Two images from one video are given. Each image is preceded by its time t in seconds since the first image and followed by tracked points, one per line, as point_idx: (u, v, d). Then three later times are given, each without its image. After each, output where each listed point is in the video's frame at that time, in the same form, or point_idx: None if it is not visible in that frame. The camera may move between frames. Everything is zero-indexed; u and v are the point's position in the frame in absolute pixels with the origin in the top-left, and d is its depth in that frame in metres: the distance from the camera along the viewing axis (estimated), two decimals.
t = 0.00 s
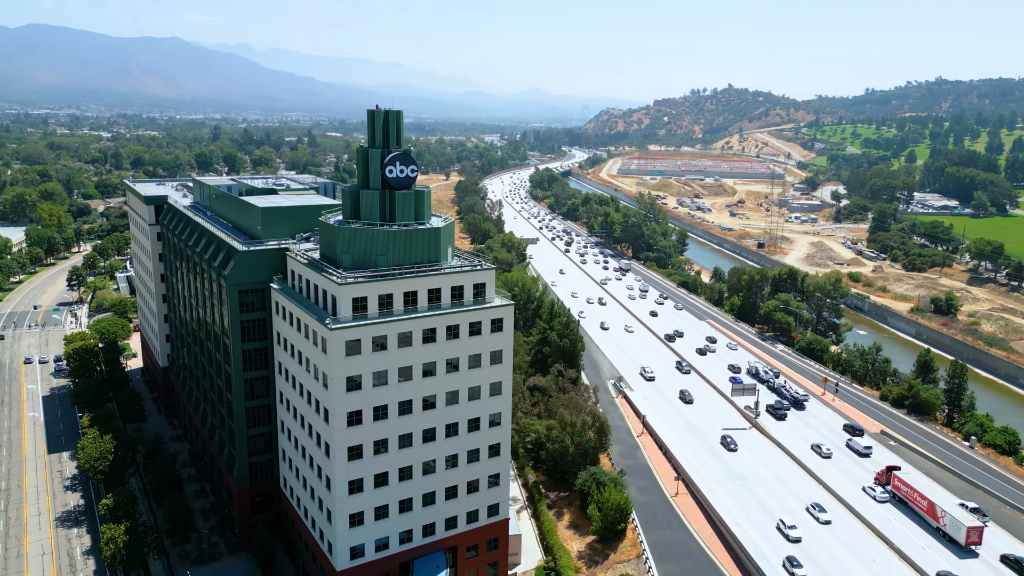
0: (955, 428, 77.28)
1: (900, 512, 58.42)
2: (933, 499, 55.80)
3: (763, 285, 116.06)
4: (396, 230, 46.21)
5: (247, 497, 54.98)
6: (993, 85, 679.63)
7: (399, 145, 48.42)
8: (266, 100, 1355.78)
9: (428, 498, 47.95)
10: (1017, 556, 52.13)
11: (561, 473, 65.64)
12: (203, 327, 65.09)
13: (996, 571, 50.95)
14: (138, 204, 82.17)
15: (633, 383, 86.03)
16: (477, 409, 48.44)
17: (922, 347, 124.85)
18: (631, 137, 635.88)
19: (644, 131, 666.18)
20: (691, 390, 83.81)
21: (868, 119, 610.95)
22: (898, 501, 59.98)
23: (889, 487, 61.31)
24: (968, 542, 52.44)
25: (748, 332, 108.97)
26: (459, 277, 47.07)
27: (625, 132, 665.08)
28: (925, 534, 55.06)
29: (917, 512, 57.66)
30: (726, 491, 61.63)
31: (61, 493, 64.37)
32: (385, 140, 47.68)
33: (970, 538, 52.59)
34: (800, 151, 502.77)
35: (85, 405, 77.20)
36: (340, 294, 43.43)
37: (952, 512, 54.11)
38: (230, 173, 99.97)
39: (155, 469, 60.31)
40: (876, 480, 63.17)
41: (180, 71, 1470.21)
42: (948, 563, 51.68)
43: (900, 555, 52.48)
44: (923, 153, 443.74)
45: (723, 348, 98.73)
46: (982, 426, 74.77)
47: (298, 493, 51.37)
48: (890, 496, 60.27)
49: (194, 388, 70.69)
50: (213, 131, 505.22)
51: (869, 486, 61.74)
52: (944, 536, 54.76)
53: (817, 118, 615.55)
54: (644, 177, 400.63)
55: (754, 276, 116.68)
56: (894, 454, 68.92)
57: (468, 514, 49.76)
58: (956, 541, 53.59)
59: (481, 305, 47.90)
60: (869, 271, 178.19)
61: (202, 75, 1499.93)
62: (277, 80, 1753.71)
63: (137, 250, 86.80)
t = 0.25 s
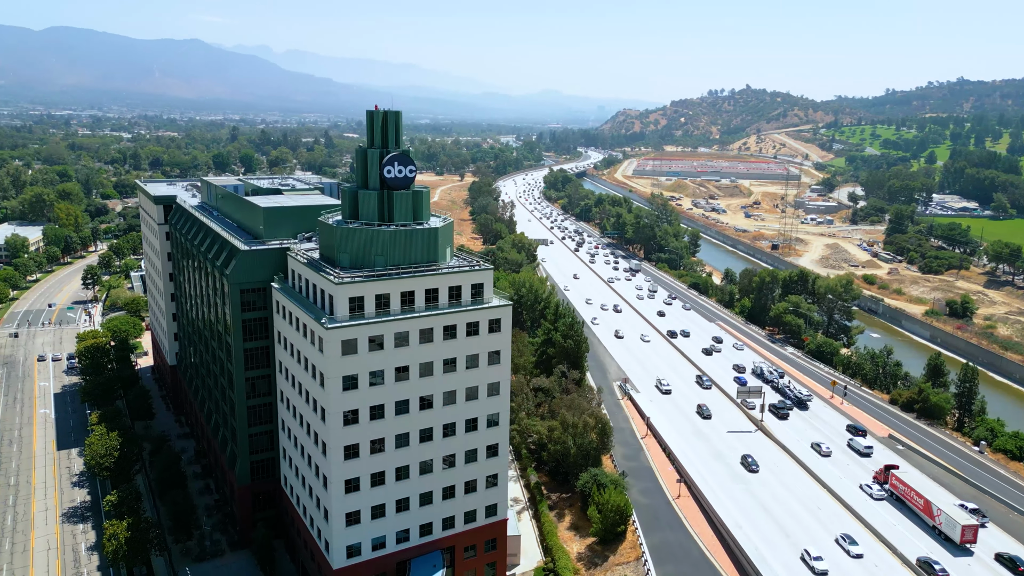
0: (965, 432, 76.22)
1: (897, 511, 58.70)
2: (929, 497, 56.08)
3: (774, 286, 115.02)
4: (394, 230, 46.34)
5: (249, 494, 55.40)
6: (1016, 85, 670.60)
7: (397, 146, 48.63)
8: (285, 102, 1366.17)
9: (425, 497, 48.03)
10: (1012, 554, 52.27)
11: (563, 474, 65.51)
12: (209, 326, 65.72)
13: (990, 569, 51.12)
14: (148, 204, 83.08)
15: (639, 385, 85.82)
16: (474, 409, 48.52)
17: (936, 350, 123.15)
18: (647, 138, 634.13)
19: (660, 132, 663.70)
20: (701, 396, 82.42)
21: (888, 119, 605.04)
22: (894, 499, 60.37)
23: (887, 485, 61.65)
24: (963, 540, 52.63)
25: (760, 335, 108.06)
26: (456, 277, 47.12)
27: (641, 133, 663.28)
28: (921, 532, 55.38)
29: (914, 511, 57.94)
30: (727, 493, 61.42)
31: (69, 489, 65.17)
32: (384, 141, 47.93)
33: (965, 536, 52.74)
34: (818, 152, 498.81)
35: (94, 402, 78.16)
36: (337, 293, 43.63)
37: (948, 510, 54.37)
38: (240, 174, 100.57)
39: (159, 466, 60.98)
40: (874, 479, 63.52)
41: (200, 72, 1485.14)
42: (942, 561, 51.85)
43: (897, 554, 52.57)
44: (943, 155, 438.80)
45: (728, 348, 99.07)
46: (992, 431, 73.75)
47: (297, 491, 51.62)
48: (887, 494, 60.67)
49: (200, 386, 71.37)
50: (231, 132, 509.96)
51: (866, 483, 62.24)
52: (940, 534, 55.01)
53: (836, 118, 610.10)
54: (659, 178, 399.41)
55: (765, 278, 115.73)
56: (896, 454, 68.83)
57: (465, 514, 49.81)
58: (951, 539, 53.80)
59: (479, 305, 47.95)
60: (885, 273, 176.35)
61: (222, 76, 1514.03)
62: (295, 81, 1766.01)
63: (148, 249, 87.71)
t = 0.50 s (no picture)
0: (975, 437, 75.13)
1: (894, 509, 59.14)
2: (925, 496, 56.52)
3: (784, 288, 114.11)
4: (392, 229, 46.42)
5: (250, 492, 55.81)
6: None
7: (396, 146, 48.75)
8: (303, 103, 1374.62)
9: (422, 497, 48.15)
10: (1006, 553, 52.55)
11: (565, 476, 65.44)
12: (214, 325, 66.24)
13: (984, 567, 51.47)
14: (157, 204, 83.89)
15: (644, 386, 85.41)
16: (472, 409, 48.60)
17: (950, 354, 121.43)
18: (663, 139, 631.54)
19: (677, 132, 660.58)
20: (709, 399, 81.82)
21: (908, 120, 598.03)
22: (891, 497, 60.87)
23: (884, 483, 62.22)
24: (957, 538, 53.03)
25: (769, 337, 107.08)
26: (454, 277, 47.14)
27: (657, 134, 660.76)
28: (916, 530, 55.84)
29: (911, 509, 58.35)
30: (727, 493, 61.42)
31: (76, 485, 65.95)
32: (382, 141, 48.05)
33: (959, 534, 53.14)
34: (836, 153, 494.18)
35: (103, 399, 79.03)
36: (333, 293, 43.82)
37: (943, 508, 54.81)
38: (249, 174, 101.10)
39: (163, 464, 61.54)
40: (872, 477, 64.01)
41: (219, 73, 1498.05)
42: (937, 559, 52.22)
43: (893, 553, 52.80)
44: (964, 155, 433.20)
45: (734, 348, 99.19)
46: (1003, 436, 72.61)
47: (297, 490, 51.91)
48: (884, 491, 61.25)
49: (206, 385, 71.98)
50: (248, 132, 514.00)
51: (864, 481, 62.72)
52: (936, 532, 55.41)
53: (855, 119, 604.05)
54: (674, 179, 397.72)
55: (775, 279, 114.75)
56: (897, 454, 69.07)
57: (463, 514, 49.89)
58: (946, 537, 54.17)
59: (477, 305, 48.03)
60: (900, 275, 174.38)
61: (240, 77, 1526.47)
62: (313, 82, 1776.79)
63: (157, 248, 88.58)
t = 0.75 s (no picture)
0: (985, 442, 74.01)
1: (892, 508, 59.41)
2: (922, 494, 56.85)
3: (795, 290, 113.14)
4: (390, 229, 46.62)
5: (251, 490, 56.24)
6: None
7: (395, 146, 48.93)
8: (320, 104, 1382.95)
9: (420, 496, 48.30)
10: (1002, 552, 52.67)
11: (567, 477, 65.32)
12: (219, 323, 66.88)
13: (977, 565, 51.71)
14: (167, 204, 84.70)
15: (650, 388, 84.91)
16: (469, 409, 48.64)
17: (965, 358, 119.71)
18: (680, 140, 628.97)
19: (693, 133, 657.18)
20: (715, 400, 81.39)
21: (928, 120, 591.15)
22: (889, 496, 61.31)
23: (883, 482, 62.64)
24: (953, 536, 53.26)
25: (781, 340, 105.83)
26: (452, 277, 47.27)
27: (674, 134, 658.06)
28: (913, 528, 56.18)
29: (909, 508, 58.69)
30: (728, 494, 61.29)
31: (83, 481, 66.75)
32: (381, 141, 48.25)
33: (955, 531, 53.42)
34: (855, 154, 489.51)
35: (112, 397, 79.87)
36: (330, 292, 44.07)
37: (940, 506, 55.03)
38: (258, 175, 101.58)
39: (167, 461, 62.13)
40: (871, 476, 64.41)
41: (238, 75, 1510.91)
42: (932, 557, 52.51)
43: (890, 552, 52.89)
44: (985, 156, 427.57)
45: (740, 348, 99.39)
46: (1013, 441, 71.47)
47: (296, 488, 52.19)
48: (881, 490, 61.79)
49: (212, 383, 72.58)
50: (266, 134, 518.04)
51: (862, 479, 63.14)
52: (932, 530, 55.70)
53: (874, 119, 598.00)
54: (690, 180, 395.96)
55: (786, 281, 113.73)
56: (898, 453, 69.18)
57: (460, 514, 49.92)
58: (942, 535, 54.46)
59: (475, 306, 48.09)
60: (916, 277, 172.49)
61: (259, 78, 1538.59)
62: (331, 83, 1787.49)
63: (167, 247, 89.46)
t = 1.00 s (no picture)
0: (995, 447, 72.85)
1: (890, 506, 59.58)
2: (919, 492, 56.97)
3: (805, 293, 112.13)
4: (388, 229, 46.81)
5: (253, 488, 56.66)
6: None
7: (394, 147, 49.11)
8: (338, 105, 1390.33)
9: (417, 496, 48.40)
10: (998, 550, 52.76)
11: (569, 478, 65.26)
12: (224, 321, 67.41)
13: (972, 563, 51.88)
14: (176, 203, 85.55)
15: (657, 390, 84.45)
16: (467, 409, 48.70)
17: (980, 361, 117.86)
18: (696, 141, 625.90)
19: (710, 134, 653.46)
20: (722, 402, 81.10)
21: (949, 121, 583.91)
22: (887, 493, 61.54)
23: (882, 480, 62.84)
24: (948, 534, 53.50)
25: (791, 343, 104.96)
26: (449, 277, 47.35)
27: (690, 135, 654.97)
28: (909, 526, 56.36)
29: (906, 506, 58.79)
30: (729, 495, 61.17)
31: (91, 477, 67.53)
32: (380, 141, 48.44)
33: (951, 530, 53.57)
34: (874, 155, 484.62)
35: (121, 395, 80.76)
36: (327, 291, 44.28)
37: (935, 504, 55.24)
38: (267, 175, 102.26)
39: (172, 458, 62.76)
40: (870, 474, 64.62)
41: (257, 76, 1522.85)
42: (927, 555, 52.72)
43: (887, 552, 53.00)
44: (1007, 157, 421.59)
45: (747, 348, 99.52)
46: None
47: (296, 486, 52.42)
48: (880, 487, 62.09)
49: (218, 381, 73.20)
50: (283, 134, 521.62)
51: (861, 477, 63.33)
52: (928, 528, 55.91)
53: (894, 120, 591.72)
54: (705, 181, 394.00)
55: (797, 283, 112.69)
56: (899, 453, 69.23)
57: (458, 514, 49.95)
58: (937, 533, 54.65)
59: (472, 306, 48.11)
60: (932, 280, 170.44)
61: (278, 80, 1549.88)
62: (348, 84, 1797.02)
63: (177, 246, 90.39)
